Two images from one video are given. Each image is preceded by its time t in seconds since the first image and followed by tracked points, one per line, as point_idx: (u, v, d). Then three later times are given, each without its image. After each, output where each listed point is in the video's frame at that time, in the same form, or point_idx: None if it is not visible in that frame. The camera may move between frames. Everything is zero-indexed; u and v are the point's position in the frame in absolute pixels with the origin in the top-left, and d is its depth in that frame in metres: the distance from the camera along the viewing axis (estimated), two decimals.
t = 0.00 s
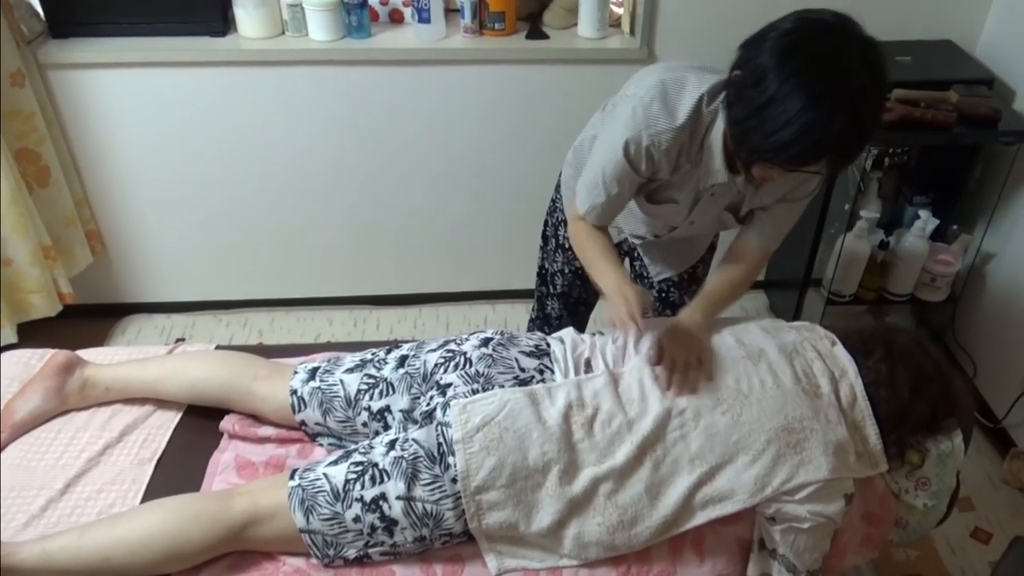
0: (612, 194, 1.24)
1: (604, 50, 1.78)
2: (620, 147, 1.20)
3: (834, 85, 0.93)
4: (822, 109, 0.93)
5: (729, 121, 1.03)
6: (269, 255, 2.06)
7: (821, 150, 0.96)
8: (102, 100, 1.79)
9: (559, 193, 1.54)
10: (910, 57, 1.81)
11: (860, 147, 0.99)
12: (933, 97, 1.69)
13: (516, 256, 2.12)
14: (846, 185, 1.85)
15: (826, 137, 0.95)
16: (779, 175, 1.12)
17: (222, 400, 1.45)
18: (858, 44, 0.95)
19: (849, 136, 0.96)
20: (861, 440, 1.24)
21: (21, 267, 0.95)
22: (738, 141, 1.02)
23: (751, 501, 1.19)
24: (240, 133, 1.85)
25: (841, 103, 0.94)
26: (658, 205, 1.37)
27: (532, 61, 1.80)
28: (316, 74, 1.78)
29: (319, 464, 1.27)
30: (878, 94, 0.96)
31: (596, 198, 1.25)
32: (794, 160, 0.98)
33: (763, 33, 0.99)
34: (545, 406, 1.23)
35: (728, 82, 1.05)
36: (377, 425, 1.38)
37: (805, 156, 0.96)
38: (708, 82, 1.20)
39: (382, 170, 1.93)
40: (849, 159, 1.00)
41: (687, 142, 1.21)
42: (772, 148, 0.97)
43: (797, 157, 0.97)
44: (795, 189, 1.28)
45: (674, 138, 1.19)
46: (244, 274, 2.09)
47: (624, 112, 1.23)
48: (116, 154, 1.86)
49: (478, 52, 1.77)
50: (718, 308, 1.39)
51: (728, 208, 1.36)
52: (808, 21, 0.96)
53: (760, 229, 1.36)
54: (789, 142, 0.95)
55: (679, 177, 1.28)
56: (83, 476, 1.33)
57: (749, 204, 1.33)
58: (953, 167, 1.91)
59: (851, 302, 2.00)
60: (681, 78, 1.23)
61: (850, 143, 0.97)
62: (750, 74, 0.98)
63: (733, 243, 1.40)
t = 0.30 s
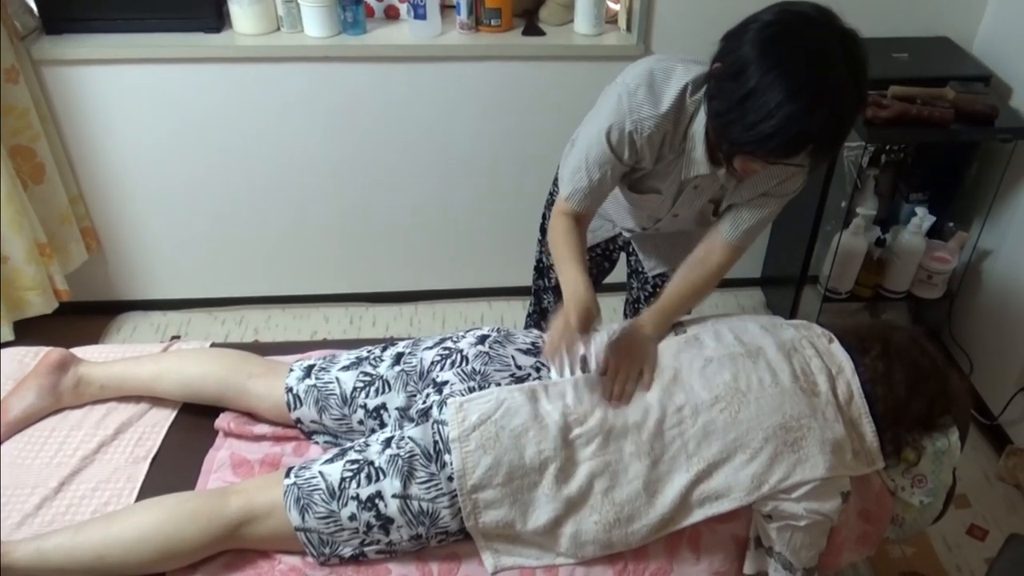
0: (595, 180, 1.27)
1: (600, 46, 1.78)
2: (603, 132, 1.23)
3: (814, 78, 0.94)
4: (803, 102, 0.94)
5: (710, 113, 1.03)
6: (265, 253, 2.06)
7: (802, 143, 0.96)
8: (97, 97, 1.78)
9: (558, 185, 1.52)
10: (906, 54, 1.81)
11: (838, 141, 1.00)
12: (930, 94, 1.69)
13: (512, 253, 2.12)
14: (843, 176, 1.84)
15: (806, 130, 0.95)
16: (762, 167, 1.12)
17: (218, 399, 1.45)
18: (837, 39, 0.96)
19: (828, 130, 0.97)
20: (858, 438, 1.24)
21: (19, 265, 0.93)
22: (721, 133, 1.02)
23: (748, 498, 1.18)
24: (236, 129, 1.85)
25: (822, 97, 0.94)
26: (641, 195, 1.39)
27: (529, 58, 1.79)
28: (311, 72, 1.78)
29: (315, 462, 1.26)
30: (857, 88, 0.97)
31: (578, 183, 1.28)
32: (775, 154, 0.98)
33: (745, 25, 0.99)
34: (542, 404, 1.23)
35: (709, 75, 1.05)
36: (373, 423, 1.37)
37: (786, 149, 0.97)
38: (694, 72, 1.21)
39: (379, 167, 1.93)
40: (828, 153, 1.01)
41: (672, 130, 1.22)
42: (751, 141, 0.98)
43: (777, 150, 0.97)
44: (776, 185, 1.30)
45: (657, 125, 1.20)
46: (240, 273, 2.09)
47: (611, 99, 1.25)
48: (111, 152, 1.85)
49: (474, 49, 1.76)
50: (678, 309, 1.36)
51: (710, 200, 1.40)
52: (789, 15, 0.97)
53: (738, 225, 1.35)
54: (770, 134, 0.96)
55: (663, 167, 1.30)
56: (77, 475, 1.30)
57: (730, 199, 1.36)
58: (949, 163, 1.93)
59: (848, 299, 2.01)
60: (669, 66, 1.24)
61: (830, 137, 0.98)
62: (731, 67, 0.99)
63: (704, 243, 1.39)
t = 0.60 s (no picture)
0: (593, 179, 1.27)
1: (597, 47, 1.78)
2: (598, 130, 1.23)
3: (802, 70, 0.94)
4: (790, 94, 0.94)
5: (699, 107, 1.04)
6: (263, 252, 2.06)
7: (791, 135, 0.96)
8: (94, 97, 1.78)
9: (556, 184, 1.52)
10: (902, 55, 1.82)
11: (826, 134, 1.00)
12: (927, 94, 1.69)
13: (509, 253, 2.12)
14: (839, 179, 1.85)
15: (795, 123, 0.95)
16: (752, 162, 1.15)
17: (214, 399, 1.45)
18: (824, 33, 0.97)
19: (817, 124, 0.97)
20: (854, 438, 1.24)
21: (16, 265, 0.92)
22: (710, 126, 1.02)
23: (744, 499, 1.19)
24: (232, 129, 1.84)
25: (810, 90, 0.95)
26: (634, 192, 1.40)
27: (526, 57, 1.79)
28: (308, 71, 1.78)
29: (311, 462, 1.26)
30: (844, 82, 0.98)
31: (577, 184, 1.27)
32: (764, 146, 0.98)
33: (734, 20, 1.00)
34: (539, 404, 1.23)
35: (698, 71, 1.06)
36: (369, 423, 1.37)
37: (774, 142, 0.97)
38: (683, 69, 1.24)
39: (376, 167, 1.93)
40: (816, 146, 1.02)
41: (664, 126, 1.24)
42: (740, 133, 0.98)
43: (766, 143, 0.98)
44: (770, 184, 1.32)
45: (649, 121, 1.22)
46: (236, 273, 2.09)
47: (603, 96, 1.26)
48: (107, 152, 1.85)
49: (471, 49, 1.76)
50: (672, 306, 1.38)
51: (703, 199, 1.41)
52: (777, 10, 0.98)
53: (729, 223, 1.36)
54: (758, 126, 0.96)
55: (656, 164, 1.32)
56: (73, 475, 1.30)
57: (724, 198, 1.37)
58: (945, 163, 1.93)
59: (844, 299, 2.01)
60: (658, 63, 1.26)
61: (818, 130, 0.98)
62: (720, 61, 0.99)
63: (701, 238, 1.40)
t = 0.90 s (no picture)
0: (597, 176, 1.26)
1: (594, 47, 1.78)
2: (604, 125, 1.23)
3: (813, 76, 0.95)
4: (802, 101, 0.94)
5: (709, 112, 1.04)
6: (259, 252, 2.05)
7: (801, 141, 0.97)
8: (90, 94, 1.77)
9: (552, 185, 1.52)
10: (899, 57, 1.82)
11: (835, 139, 1.01)
12: (924, 97, 1.69)
13: (506, 253, 2.12)
14: (836, 181, 1.84)
15: (805, 129, 0.96)
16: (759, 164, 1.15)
17: (209, 398, 1.45)
18: (835, 38, 0.97)
19: (827, 129, 0.98)
20: (851, 440, 1.24)
21: (10, 263, 0.91)
22: (720, 132, 1.03)
23: (740, 500, 1.18)
24: (229, 127, 1.84)
25: (820, 95, 0.95)
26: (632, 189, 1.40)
27: (524, 58, 1.79)
28: (306, 71, 1.77)
29: (307, 462, 1.26)
30: (854, 86, 0.98)
31: (581, 180, 1.26)
32: (774, 151, 0.99)
33: (743, 24, 1.00)
34: (535, 404, 1.23)
35: (707, 74, 1.06)
36: (364, 423, 1.37)
37: (786, 148, 0.97)
38: (690, 68, 1.25)
39: (373, 166, 1.92)
40: (824, 150, 1.02)
41: (668, 124, 1.25)
42: (751, 139, 0.98)
43: (777, 149, 0.98)
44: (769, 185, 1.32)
45: (655, 118, 1.22)
46: (232, 272, 2.08)
47: (608, 93, 1.26)
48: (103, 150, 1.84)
49: (468, 49, 1.76)
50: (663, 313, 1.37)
51: (702, 199, 1.41)
52: (787, 14, 0.98)
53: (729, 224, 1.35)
54: (770, 133, 0.96)
55: (658, 163, 1.32)
56: (66, 475, 1.21)
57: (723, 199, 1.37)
58: (941, 165, 1.94)
59: (840, 301, 2.01)
60: (664, 62, 1.27)
61: (827, 135, 0.99)
62: (731, 66, 0.99)
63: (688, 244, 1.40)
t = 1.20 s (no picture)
0: (593, 163, 1.24)
1: (592, 45, 1.77)
2: (606, 111, 1.22)
3: (823, 62, 0.94)
4: (812, 87, 0.94)
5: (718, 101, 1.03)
6: (256, 250, 2.05)
7: (811, 128, 0.97)
8: (87, 91, 1.77)
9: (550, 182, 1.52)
10: (898, 56, 1.82)
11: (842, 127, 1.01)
12: (920, 96, 1.70)
13: (503, 252, 2.11)
14: (833, 180, 1.84)
15: (816, 115, 0.96)
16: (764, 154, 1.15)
17: (206, 397, 1.45)
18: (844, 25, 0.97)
19: (836, 115, 0.98)
20: (848, 439, 1.24)
21: (4, 260, 0.90)
22: (730, 120, 1.02)
23: (737, 498, 1.18)
24: (226, 125, 1.84)
25: (830, 82, 0.95)
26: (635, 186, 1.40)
27: (522, 56, 1.79)
28: (303, 69, 1.77)
29: (304, 460, 1.25)
30: (863, 74, 0.98)
31: (577, 166, 1.25)
32: (784, 138, 0.99)
33: (750, 12, 1.00)
34: (532, 403, 1.23)
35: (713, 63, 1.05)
36: (361, 421, 1.37)
37: (796, 134, 0.97)
38: (693, 60, 1.27)
39: (370, 165, 1.92)
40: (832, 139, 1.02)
41: (670, 115, 1.25)
42: (762, 126, 0.98)
43: (787, 136, 0.98)
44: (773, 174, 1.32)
45: (658, 107, 1.22)
46: (230, 271, 2.08)
47: (609, 81, 1.26)
48: (100, 147, 1.84)
49: (466, 47, 1.76)
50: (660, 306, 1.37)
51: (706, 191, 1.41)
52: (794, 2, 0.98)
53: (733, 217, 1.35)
54: (781, 119, 0.96)
55: (660, 155, 1.32)
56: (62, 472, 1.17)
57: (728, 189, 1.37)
58: (940, 163, 1.93)
59: (838, 300, 2.01)
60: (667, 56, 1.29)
61: (836, 122, 0.99)
62: (740, 53, 0.98)
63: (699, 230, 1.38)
